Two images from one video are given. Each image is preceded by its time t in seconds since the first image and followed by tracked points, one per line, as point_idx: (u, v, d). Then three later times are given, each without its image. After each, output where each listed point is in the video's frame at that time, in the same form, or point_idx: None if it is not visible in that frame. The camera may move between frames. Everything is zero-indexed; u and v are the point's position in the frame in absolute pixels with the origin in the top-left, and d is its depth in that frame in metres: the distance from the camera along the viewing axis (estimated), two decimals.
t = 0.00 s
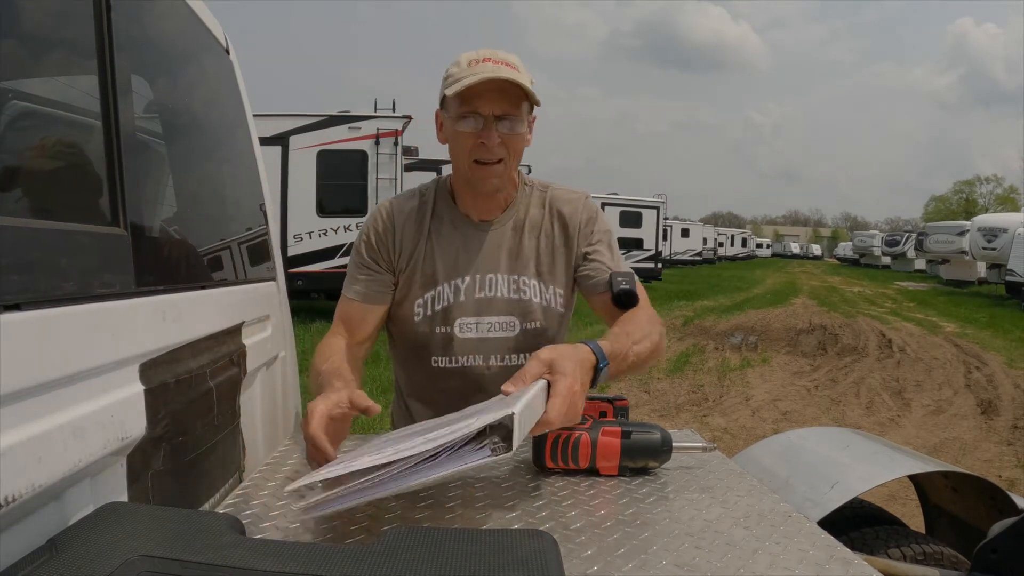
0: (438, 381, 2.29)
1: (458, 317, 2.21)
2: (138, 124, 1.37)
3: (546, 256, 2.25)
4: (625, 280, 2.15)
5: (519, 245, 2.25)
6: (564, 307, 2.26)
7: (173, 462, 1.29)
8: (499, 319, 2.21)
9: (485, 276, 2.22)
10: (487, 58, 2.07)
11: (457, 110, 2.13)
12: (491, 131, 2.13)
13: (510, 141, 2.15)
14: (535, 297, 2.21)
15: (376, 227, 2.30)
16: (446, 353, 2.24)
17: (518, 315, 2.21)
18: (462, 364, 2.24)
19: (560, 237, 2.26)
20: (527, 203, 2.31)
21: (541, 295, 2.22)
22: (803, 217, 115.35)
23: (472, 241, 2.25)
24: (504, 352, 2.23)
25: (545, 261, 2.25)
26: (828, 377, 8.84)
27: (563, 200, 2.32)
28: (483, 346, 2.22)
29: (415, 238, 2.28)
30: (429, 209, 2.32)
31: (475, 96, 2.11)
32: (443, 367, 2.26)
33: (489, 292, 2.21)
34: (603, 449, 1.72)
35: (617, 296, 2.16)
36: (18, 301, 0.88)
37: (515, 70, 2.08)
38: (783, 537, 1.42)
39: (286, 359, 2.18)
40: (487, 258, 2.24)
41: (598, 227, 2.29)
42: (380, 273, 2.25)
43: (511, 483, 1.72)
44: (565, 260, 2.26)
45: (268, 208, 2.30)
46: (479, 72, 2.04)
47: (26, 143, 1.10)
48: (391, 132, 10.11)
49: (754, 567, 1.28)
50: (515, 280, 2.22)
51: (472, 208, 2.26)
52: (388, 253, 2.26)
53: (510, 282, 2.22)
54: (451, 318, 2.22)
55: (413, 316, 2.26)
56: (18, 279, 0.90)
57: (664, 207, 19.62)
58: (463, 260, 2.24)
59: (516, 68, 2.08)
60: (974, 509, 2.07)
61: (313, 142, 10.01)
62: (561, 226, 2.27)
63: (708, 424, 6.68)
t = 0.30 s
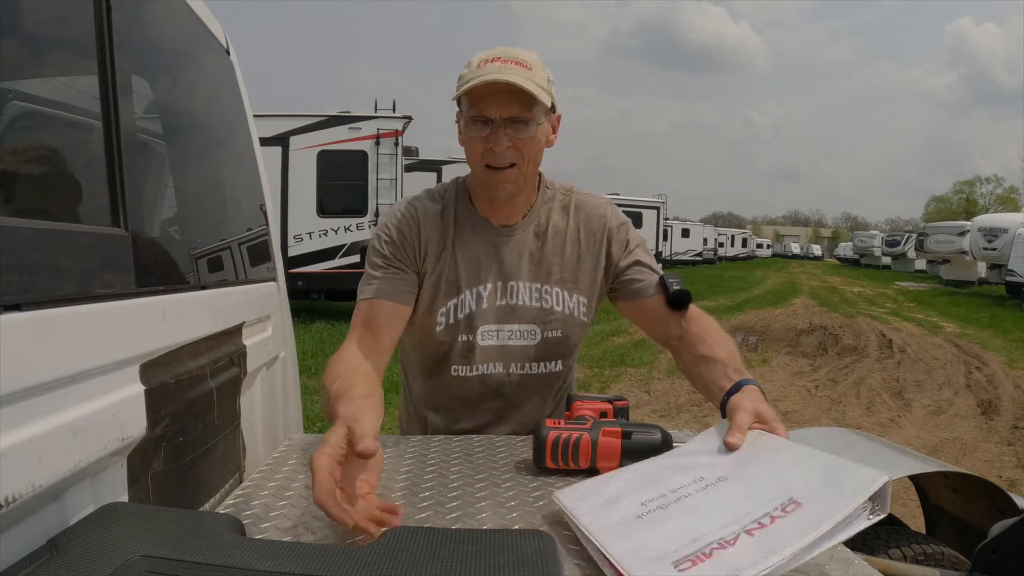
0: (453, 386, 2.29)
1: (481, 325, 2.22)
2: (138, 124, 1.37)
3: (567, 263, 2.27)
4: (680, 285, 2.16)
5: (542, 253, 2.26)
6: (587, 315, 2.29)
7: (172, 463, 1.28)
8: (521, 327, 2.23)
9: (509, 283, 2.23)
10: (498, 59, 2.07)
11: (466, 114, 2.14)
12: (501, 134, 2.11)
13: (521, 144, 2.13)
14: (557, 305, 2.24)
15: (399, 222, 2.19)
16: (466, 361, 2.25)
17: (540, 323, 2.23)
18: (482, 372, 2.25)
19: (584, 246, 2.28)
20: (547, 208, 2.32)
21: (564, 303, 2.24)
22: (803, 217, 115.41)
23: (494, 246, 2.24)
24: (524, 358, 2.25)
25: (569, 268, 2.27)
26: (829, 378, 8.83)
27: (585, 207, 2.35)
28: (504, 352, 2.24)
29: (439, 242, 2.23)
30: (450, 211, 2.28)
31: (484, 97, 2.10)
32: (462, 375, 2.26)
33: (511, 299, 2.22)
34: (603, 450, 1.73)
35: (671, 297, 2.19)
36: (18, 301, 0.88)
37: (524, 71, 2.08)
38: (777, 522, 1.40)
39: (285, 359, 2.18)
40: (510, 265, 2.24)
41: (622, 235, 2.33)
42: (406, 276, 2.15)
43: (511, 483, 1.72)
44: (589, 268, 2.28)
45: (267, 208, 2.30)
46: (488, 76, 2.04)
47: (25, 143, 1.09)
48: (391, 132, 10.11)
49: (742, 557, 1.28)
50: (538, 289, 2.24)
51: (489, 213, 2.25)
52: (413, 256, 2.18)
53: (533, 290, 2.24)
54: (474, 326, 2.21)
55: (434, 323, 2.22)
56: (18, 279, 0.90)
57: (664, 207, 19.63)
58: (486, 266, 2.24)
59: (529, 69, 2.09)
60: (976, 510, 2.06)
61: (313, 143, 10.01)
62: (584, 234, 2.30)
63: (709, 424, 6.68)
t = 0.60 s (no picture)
0: (461, 393, 2.29)
1: (493, 332, 2.23)
2: (138, 125, 1.37)
3: (579, 268, 2.27)
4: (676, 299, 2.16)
5: (555, 258, 2.26)
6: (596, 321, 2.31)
7: (171, 467, 1.28)
8: (531, 335, 2.24)
9: (521, 289, 2.23)
10: (522, 55, 2.04)
11: (488, 111, 2.10)
12: (523, 135, 2.10)
13: (542, 145, 2.12)
14: (568, 312, 2.25)
15: (418, 220, 2.12)
16: (476, 369, 2.26)
17: (550, 330, 2.24)
18: (491, 379, 2.26)
19: (596, 252, 2.28)
20: (559, 210, 2.31)
21: (575, 310, 2.26)
22: (803, 217, 115.37)
23: (509, 252, 2.23)
24: (534, 369, 2.27)
25: (581, 274, 2.27)
26: (829, 378, 8.83)
27: (596, 212, 2.34)
28: (515, 361, 2.25)
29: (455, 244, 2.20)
30: (464, 213, 2.24)
31: (509, 95, 2.07)
32: (472, 382, 2.27)
33: (523, 306, 2.22)
34: (604, 450, 1.71)
35: (665, 314, 2.16)
36: (18, 302, 0.88)
37: (551, 69, 2.05)
38: (762, 521, 1.41)
39: (286, 360, 2.17)
40: (523, 271, 2.24)
41: (632, 242, 2.32)
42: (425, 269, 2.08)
43: (511, 484, 1.72)
44: (601, 274, 2.28)
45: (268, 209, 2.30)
46: (518, 76, 2.00)
47: (25, 143, 1.09)
48: (392, 133, 10.12)
49: (722, 547, 1.28)
50: (550, 295, 2.25)
51: (506, 214, 2.24)
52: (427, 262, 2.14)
53: (544, 296, 2.24)
54: (485, 333, 2.22)
55: (446, 329, 2.22)
56: (19, 280, 0.90)
57: (664, 207, 19.64)
58: (498, 272, 2.23)
59: (554, 66, 2.06)
60: (976, 510, 2.07)
61: (314, 143, 10.02)
62: (595, 239, 2.30)
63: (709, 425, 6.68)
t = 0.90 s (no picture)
0: (463, 392, 2.27)
1: (494, 331, 2.21)
2: (139, 126, 1.37)
3: (585, 271, 2.27)
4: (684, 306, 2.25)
5: (561, 260, 2.26)
6: (599, 324, 2.30)
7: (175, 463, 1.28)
8: (533, 335, 2.22)
9: (525, 290, 2.23)
10: (547, 74, 2.06)
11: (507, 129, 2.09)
12: (547, 154, 2.11)
13: (561, 166, 2.14)
14: (572, 314, 2.24)
15: (420, 221, 2.22)
16: (476, 368, 2.24)
17: (554, 331, 2.23)
18: (491, 380, 2.24)
19: (603, 255, 2.29)
20: (567, 214, 2.33)
21: (578, 311, 2.24)
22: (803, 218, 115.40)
23: (514, 253, 2.24)
24: (536, 369, 2.24)
25: (586, 276, 2.27)
26: (829, 379, 8.83)
27: (603, 217, 2.35)
28: (517, 361, 2.23)
29: (457, 243, 2.22)
30: (471, 211, 2.27)
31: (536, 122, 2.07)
32: (471, 382, 2.25)
33: (526, 306, 2.21)
34: (604, 450, 1.71)
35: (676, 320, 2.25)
36: (19, 302, 0.89)
37: (574, 87, 2.08)
38: (760, 519, 1.41)
39: (286, 361, 2.17)
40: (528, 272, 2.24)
41: (638, 248, 2.35)
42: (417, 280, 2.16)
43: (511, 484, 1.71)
44: (606, 278, 2.28)
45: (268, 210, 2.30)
46: (550, 110, 2.01)
47: (28, 144, 1.09)
48: (392, 133, 10.12)
49: (725, 546, 1.28)
50: (554, 296, 2.24)
51: (517, 219, 2.25)
52: (425, 258, 2.19)
53: (548, 297, 2.23)
54: (486, 332, 2.21)
55: (446, 325, 2.22)
56: (19, 280, 0.90)
57: (664, 207, 19.66)
58: (502, 271, 2.23)
59: (576, 87, 2.08)
60: (976, 510, 2.07)
61: (314, 143, 10.02)
62: (602, 243, 2.30)
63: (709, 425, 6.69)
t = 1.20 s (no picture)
0: (465, 375, 2.25)
1: (491, 313, 2.20)
2: (139, 127, 1.37)
3: (585, 262, 2.27)
4: (663, 306, 2.41)
5: (561, 251, 2.26)
6: (597, 314, 2.29)
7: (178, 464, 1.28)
8: (530, 318, 2.19)
9: (522, 275, 2.22)
10: (543, 86, 2.07)
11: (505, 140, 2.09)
12: (543, 161, 2.10)
13: (559, 171, 2.13)
14: (569, 300, 2.22)
15: (424, 211, 2.31)
16: (476, 348, 2.22)
17: (551, 316, 2.20)
18: (491, 360, 2.20)
19: (601, 247, 2.29)
20: (569, 209, 2.33)
21: (575, 299, 2.23)
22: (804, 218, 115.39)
23: (513, 243, 2.25)
24: (532, 352, 2.21)
25: (585, 265, 2.27)
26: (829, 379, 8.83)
27: (604, 213, 2.36)
28: (514, 344, 2.20)
29: (456, 230, 2.27)
30: (471, 205, 2.30)
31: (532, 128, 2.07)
32: (472, 361, 2.23)
33: (524, 292, 2.20)
34: (599, 449, 1.71)
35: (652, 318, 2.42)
36: (19, 303, 0.89)
37: (567, 99, 2.08)
38: (757, 519, 1.41)
39: (286, 362, 2.16)
40: (526, 260, 2.23)
41: (634, 247, 2.38)
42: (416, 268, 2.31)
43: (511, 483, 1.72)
44: (604, 268, 2.29)
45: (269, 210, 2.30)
46: (552, 122, 2.01)
47: (30, 147, 1.10)
48: (392, 134, 10.13)
49: (725, 547, 1.28)
50: (551, 283, 2.22)
51: (517, 217, 2.24)
52: (423, 246, 2.29)
53: (547, 284, 2.22)
54: (484, 313, 2.20)
55: (444, 307, 2.25)
56: (20, 281, 0.90)
57: (665, 208, 19.69)
58: (500, 259, 2.23)
59: (570, 97, 2.09)
60: (977, 511, 2.06)
61: (315, 144, 10.03)
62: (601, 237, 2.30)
63: (710, 425, 6.69)
